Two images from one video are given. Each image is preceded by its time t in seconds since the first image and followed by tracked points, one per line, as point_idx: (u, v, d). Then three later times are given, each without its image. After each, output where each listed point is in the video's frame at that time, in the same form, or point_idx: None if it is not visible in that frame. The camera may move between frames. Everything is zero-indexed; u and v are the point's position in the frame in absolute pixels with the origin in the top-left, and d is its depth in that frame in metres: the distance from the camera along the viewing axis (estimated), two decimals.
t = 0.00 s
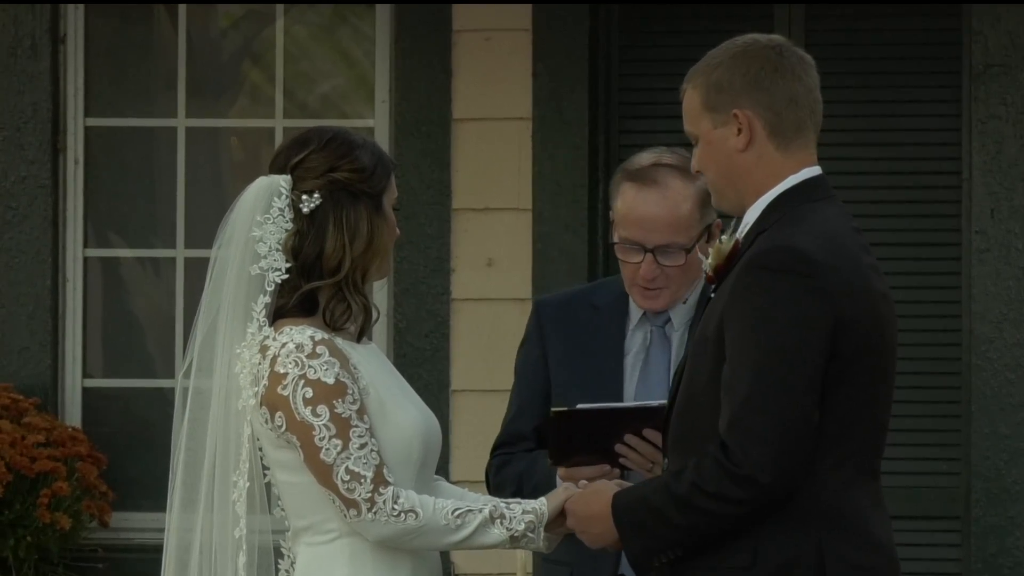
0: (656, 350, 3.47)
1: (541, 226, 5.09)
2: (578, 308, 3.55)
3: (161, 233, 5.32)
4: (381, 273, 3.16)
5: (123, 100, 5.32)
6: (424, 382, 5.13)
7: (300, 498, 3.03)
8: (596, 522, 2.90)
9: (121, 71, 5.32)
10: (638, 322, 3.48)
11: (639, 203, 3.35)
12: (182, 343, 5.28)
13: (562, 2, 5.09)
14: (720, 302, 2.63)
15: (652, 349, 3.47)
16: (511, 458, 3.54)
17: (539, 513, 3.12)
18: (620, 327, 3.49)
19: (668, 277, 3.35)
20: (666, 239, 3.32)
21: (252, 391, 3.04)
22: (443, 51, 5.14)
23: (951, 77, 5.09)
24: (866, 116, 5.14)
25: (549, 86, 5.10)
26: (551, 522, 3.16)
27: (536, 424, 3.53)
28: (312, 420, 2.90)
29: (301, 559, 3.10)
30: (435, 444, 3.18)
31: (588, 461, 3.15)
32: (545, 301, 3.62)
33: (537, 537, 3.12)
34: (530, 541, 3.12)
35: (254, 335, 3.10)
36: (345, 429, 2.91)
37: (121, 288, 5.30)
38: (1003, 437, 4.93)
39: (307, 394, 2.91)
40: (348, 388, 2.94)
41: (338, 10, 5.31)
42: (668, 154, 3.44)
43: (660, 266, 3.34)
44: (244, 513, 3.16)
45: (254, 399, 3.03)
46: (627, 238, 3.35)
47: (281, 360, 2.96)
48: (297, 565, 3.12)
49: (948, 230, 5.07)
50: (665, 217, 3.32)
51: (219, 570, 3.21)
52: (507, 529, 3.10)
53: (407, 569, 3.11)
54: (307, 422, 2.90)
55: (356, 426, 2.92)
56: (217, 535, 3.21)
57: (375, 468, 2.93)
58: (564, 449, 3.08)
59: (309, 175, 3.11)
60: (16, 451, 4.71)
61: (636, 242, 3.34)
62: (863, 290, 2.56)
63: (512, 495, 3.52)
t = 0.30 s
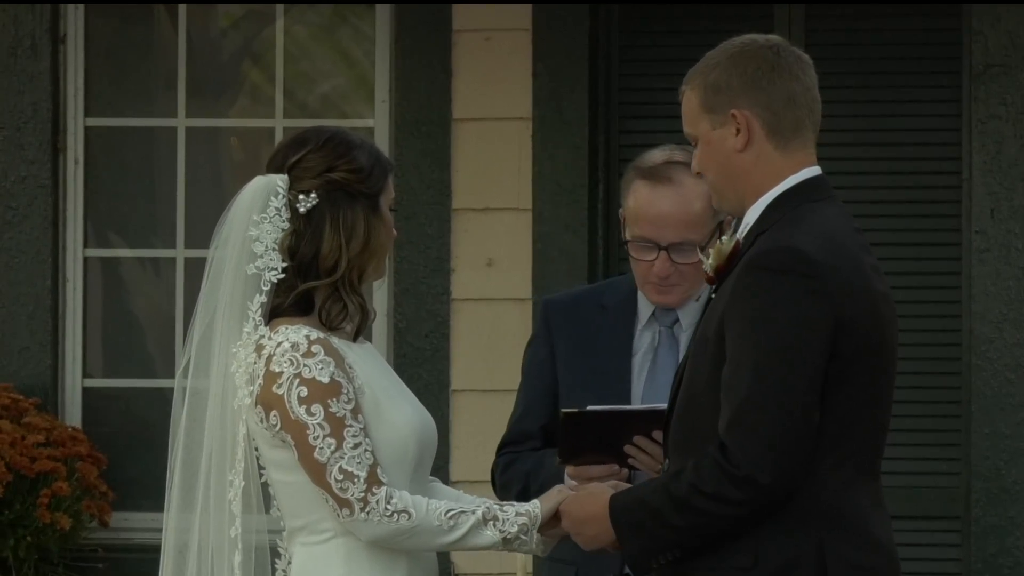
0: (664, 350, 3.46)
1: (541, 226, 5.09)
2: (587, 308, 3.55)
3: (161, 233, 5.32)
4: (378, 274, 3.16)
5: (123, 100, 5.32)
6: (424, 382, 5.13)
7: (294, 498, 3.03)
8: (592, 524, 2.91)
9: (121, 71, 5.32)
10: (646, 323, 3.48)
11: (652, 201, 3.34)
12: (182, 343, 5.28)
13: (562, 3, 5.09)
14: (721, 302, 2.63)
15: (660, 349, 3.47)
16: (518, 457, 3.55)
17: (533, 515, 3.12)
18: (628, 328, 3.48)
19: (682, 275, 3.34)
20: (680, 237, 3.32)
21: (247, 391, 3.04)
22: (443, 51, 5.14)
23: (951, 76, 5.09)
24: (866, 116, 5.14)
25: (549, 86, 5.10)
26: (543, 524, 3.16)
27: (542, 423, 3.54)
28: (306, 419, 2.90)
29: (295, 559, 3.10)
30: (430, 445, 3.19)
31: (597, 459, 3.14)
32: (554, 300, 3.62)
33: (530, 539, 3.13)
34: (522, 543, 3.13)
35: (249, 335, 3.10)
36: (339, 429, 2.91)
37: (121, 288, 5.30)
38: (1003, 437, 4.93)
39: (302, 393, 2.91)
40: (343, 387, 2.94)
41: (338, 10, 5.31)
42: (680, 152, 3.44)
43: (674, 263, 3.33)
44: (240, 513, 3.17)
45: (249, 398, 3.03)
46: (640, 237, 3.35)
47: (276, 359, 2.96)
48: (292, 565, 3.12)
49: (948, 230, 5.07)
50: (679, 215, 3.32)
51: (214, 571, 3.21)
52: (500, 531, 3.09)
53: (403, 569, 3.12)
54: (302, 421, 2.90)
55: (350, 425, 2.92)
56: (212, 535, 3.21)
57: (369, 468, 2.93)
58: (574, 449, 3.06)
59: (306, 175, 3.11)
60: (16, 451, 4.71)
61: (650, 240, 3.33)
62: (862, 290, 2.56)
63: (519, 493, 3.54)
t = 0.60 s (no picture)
0: (667, 351, 3.47)
1: (541, 226, 5.09)
2: (592, 308, 3.56)
3: (161, 233, 5.32)
4: (373, 274, 3.16)
5: (123, 100, 5.32)
6: (424, 382, 5.13)
7: (290, 498, 3.03)
8: (592, 528, 2.89)
9: (121, 71, 5.32)
10: (651, 322, 3.50)
11: (657, 182, 3.37)
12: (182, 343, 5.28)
13: (562, 3, 5.09)
14: (720, 303, 2.63)
15: (664, 350, 3.47)
16: (521, 456, 3.55)
17: (528, 518, 3.11)
18: (632, 328, 3.50)
19: (683, 258, 3.36)
20: (681, 216, 3.34)
21: (242, 391, 3.04)
22: (443, 51, 5.14)
23: (951, 76, 5.09)
24: (865, 116, 5.14)
25: (549, 86, 5.10)
26: (540, 528, 3.15)
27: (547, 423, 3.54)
28: (301, 418, 2.90)
29: (291, 559, 3.10)
30: (426, 445, 3.19)
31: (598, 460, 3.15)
32: (559, 299, 3.63)
33: (525, 543, 3.12)
34: (517, 546, 3.12)
35: (243, 335, 3.11)
36: (334, 428, 2.91)
37: (121, 288, 5.30)
38: (1003, 437, 4.93)
39: (297, 392, 2.91)
40: (337, 386, 2.94)
41: (338, 10, 5.31)
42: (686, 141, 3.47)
43: (675, 244, 3.35)
44: (235, 513, 3.17)
45: (244, 398, 3.03)
46: (643, 216, 3.37)
47: (271, 359, 2.96)
48: (287, 566, 3.12)
49: (948, 230, 5.07)
50: (682, 197, 3.34)
51: (211, 572, 3.21)
52: (495, 534, 3.09)
53: (400, 569, 3.11)
54: (296, 420, 2.90)
55: (345, 425, 2.92)
56: (208, 536, 3.21)
57: (363, 468, 2.93)
58: (577, 448, 3.08)
59: (299, 175, 3.11)
60: (16, 451, 4.71)
61: (653, 219, 3.36)
62: (861, 290, 2.56)
63: (523, 492, 3.53)
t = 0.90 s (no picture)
0: (666, 348, 3.48)
1: (541, 226, 5.09)
2: (594, 309, 3.58)
3: (161, 233, 5.32)
4: (370, 274, 3.16)
5: (123, 100, 5.32)
6: (424, 382, 5.13)
7: (289, 498, 3.03)
8: (592, 530, 2.89)
9: (121, 71, 5.32)
10: (650, 321, 3.51)
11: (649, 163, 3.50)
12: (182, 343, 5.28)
13: (562, 3, 5.09)
14: (718, 304, 2.62)
15: (663, 348, 3.49)
16: (523, 456, 3.57)
17: (528, 521, 3.11)
18: (633, 328, 3.51)
19: (671, 234, 3.41)
20: (669, 192, 3.45)
21: (241, 391, 3.04)
22: (443, 50, 5.14)
23: (951, 76, 5.09)
24: (865, 116, 5.14)
25: (549, 86, 5.10)
26: (541, 531, 3.14)
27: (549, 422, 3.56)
28: (301, 417, 2.90)
29: (291, 560, 3.10)
30: (425, 445, 3.19)
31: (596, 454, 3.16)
32: (562, 301, 3.65)
33: (525, 545, 3.12)
34: (517, 549, 3.11)
35: (242, 336, 3.10)
36: (333, 427, 2.91)
37: (122, 288, 5.30)
38: (1003, 437, 4.93)
39: (297, 392, 2.91)
40: (337, 386, 2.94)
41: (338, 10, 5.31)
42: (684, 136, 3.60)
43: (663, 219, 3.44)
44: (234, 513, 3.17)
45: (243, 399, 3.02)
46: (634, 195, 3.49)
47: (270, 358, 2.96)
48: (287, 566, 3.12)
49: (948, 231, 5.06)
50: (670, 173, 3.45)
51: (210, 572, 3.21)
52: (494, 536, 3.09)
53: (399, 569, 3.11)
54: (296, 420, 2.90)
55: (345, 424, 2.92)
56: (207, 536, 3.21)
57: (363, 467, 2.93)
58: (574, 444, 3.09)
59: (297, 175, 3.11)
60: (16, 451, 4.71)
61: (642, 196, 3.47)
62: (860, 290, 2.56)
63: (524, 493, 3.55)
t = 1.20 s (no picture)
0: (664, 346, 3.48)
1: (541, 226, 5.09)
2: (590, 308, 3.59)
3: (161, 233, 5.32)
4: (368, 272, 3.15)
5: (122, 100, 5.32)
6: (424, 382, 5.13)
7: (289, 497, 3.03)
8: (592, 528, 2.88)
9: (121, 71, 5.32)
10: (648, 319, 3.52)
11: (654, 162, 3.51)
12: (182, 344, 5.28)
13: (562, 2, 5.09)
14: (718, 305, 2.62)
15: (661, 347, 3.50)
16: (519, 456, 3.57)
17: (529, 518, 3.11)
18: (630, 327, 3.52)
19: (686, 231, 3.44)
20: (681, 190, 3.46)
21: (242, 391, 3.03)
22: (443, 50, 5.14)
23: (952, 76, 5.08)
24: (865, 116, 5.14)
25: (549, 86, 5.10)
26: (542, 529, 3.14)
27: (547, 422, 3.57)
28: (301, 415, 2.89)
29: (291, 559, 3.10)
30: (425, 444, 3.19)
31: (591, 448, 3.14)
32: (560, 301, 3.66)
33: (526, 542, 3.11)
34: (518, 546, 3.11)
35: (241, 335, 3.11)
36: (334, 424, 2.91)
37: (121, 288, 5.30)
38: (1003, 437, 4.93)
39: (297, 389, 2.90)
40: (338, 383, 2.94)
41: (338, 10, 5.31)
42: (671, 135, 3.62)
43: (678, 219, 3.45)
44: (236, 513, 3.17)
45: (243, 398, 3.02)
46: (643, 196, 3.49)
47: (271, 356, 2.96)
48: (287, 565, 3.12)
49: (948, 231, 5.06)
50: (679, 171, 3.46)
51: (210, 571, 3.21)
52: (496, 532, 3.09)
53: (399, 569, 3.11)
54: (297, 417, 2.90)
55: (345, 421, 2.92)
56: (207, 537, 3.21)
57: (364, 464, 2.93)
58: (571, 439, 3.09)
59: (290, 175, 3.11)
60: (16, 451, 4.71)
61: (653, 196, 3.48)
62: (859, 289, 2.56)
63: (521, 493, 3.54)
